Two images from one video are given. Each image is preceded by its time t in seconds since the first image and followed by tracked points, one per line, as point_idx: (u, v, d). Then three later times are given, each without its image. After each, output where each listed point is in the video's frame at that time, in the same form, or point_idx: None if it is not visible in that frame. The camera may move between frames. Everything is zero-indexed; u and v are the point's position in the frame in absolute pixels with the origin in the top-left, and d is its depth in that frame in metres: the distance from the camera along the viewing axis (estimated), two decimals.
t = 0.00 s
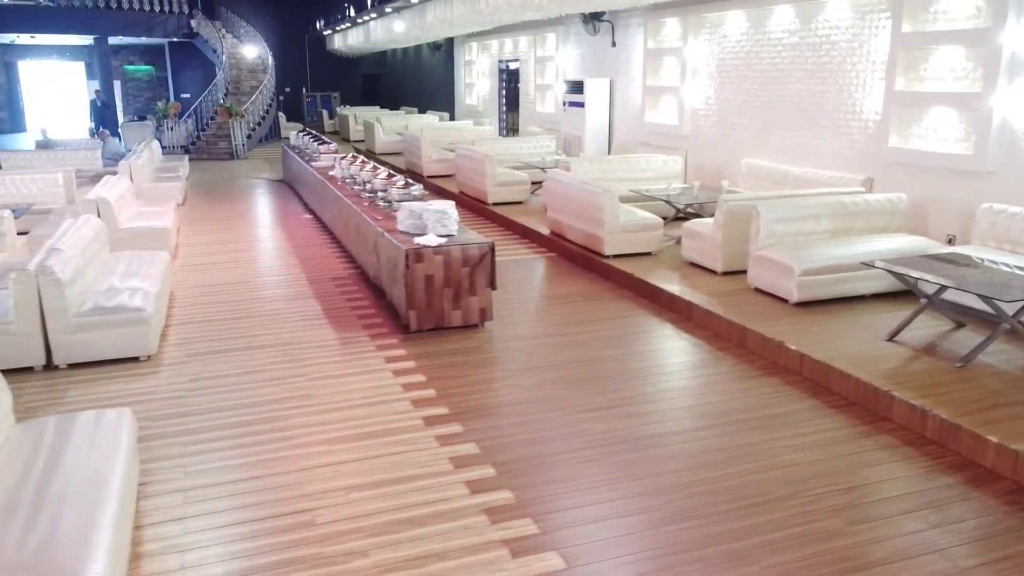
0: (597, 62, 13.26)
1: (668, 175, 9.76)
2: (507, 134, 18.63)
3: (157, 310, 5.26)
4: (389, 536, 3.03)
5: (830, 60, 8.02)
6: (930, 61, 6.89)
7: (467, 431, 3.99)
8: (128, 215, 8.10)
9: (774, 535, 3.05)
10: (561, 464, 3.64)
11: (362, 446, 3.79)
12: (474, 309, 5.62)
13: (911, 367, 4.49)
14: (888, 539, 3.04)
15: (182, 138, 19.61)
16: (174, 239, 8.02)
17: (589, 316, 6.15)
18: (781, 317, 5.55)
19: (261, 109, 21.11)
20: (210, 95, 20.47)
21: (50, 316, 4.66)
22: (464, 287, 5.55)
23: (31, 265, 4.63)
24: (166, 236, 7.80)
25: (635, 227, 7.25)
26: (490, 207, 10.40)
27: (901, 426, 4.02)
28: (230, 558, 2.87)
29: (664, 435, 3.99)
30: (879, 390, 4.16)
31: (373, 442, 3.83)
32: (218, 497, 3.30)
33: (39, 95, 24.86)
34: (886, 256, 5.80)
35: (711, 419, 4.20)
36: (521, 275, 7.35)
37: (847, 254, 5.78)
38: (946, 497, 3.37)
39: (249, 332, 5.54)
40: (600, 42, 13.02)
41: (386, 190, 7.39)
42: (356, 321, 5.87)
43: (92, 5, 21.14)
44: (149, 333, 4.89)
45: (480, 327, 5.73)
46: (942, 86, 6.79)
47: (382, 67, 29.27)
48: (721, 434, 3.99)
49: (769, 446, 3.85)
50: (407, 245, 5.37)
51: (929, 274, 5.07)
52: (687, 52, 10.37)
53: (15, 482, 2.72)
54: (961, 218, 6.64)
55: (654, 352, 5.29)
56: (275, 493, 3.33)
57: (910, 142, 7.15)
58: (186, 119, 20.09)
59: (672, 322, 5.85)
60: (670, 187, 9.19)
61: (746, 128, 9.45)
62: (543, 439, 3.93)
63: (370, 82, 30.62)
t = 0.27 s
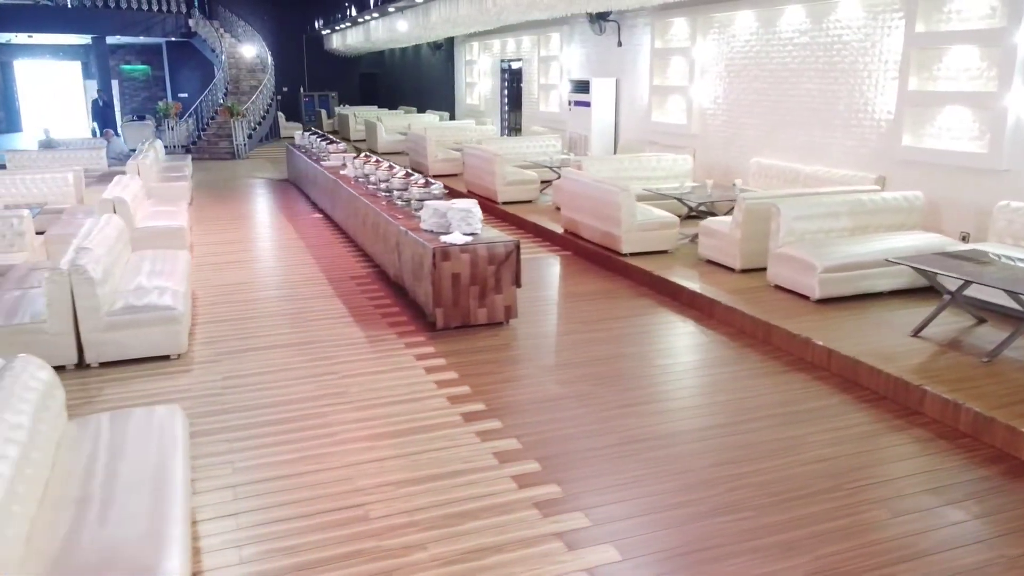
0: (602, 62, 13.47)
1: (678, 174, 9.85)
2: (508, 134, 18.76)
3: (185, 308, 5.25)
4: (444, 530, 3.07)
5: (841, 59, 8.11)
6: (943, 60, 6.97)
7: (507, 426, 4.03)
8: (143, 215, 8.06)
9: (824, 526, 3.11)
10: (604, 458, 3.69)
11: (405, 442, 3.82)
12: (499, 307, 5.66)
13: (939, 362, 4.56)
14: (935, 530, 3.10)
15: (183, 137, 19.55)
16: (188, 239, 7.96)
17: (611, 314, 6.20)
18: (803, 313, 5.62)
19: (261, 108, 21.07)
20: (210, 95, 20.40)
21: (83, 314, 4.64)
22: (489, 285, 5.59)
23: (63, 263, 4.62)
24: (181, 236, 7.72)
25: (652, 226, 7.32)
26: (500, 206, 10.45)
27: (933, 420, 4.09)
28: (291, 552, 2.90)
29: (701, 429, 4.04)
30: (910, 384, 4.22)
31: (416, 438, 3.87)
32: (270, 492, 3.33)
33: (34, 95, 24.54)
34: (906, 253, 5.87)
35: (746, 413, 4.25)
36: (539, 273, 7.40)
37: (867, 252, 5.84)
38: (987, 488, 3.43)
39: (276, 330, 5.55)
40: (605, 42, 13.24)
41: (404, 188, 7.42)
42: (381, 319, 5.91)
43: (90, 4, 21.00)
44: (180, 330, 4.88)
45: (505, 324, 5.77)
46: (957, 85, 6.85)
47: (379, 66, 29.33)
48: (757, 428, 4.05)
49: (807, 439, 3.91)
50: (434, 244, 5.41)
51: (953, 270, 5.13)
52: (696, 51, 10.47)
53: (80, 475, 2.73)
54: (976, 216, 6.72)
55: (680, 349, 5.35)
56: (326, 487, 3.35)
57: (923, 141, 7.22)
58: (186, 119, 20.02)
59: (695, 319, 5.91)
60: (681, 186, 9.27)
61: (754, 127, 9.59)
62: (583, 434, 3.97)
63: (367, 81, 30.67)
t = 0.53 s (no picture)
0: (598, 62, 13.70)
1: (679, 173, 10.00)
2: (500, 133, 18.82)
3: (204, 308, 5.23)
4: (491, 524, 3.10)
5: (842, 59, 8.29)
6: (945, 59, 7.10)
7: (538, 423, 4.07)
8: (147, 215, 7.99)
9: (861, 516, 3.17)
10: (638, 452, 3.73)
11: (440, 438, 3.85)
12: (516, 305, 5.70)
13: (955, 355, 4.65)
14: (971, 517, 3.17)
15: (172, 138, 19.41)
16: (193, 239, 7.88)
17: (625, 311, 6.26)
18: (816, 309, 5.71)
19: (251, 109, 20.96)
20: (200, 95, 20.26)
21: (105, 315, 4.61)
22: (507, 283, 5.62)
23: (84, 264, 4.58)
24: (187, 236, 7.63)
25: (660, 224, 7.43)
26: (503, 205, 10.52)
27: (954, 412, 4.17)
28: (343, 547, 2.92)
29: (729, 423, 4.11)
30: (930, 377, 4.31)
31: (451, 435, 3.89)
32: (312, 490, 3.34)
33: (16, 94, 24.04)
34: (913, 250, 5.99)
35: (770, 407, 4.32)
36: (549, 272, 7.46)
37: (877, 248, 5.95)
38: (1015, 477, 3.51)
39: (295, 330, 5.55)
40: (602, 43, 13.47)
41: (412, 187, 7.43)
42: (397, 318, 5.93)
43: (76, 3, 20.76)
44: (202, 330, 4.84)
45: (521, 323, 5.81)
46: (960, 84, 6.98)
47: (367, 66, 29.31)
48: (784, 422, 4.12)
49: (834, 432, 3.98)
50: (452, 242, 5.44)
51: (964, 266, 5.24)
52: (695, 51, 10.71)
53: (133, 474, 2.73)
54: (979, 213, 6.87)
55: (697, 345, 5.42)
56: (366, 485, 3.37)
57: (925, 139, 7.37)
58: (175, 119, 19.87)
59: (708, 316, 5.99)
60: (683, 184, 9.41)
61: (754, 126, 9.81)
62: (613, 429, 4.01)
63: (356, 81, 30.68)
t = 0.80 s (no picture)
0: (587, 63, 13.81)
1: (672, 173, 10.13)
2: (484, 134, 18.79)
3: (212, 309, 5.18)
4: (526, 519, 3.12)
5: (833, 60, 8.46)
6: (936, 60, 7.26)
7: (559, 420, 4.10)
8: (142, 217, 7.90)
9: (886, 507, 3.24)
10: (661, 447, 3.78)
11: (464, 436, 3.87)
12: (523, 304, 5.72)
13: (960, 349, 4.76)
14: (991, 505, 3.25)
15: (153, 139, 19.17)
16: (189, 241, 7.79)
17: (629, 308, 6.33)
18: (818, 305, 5.81)
19: (232, 111, 20.76)
20: (181, 95, 20.03)
21: (116, 317, 4.56)
22: (514, 282, 5.64)
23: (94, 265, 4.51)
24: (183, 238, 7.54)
25: (659, 223, 7.53)
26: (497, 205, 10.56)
27: (963, 404, 4.27)
28: (383, 544, 2.94)
29: (746, 417, 4.17)
30: (938, 371, 4.41)
31: (474, 433, 3.91)
32: (343, 489, 3.34)
33: None
34: (910, 247, 6.12)
35: (783, 401, 4.40)
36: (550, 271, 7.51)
37: (875, 245, 6.08)
38: None
39: (304, 331, 5.55)
40: (590, 43, 13.59)
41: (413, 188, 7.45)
42: (405, 318, 5.94)
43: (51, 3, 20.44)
44: (213, 332, 4.81)
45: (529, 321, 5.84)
46: (950, 84, 7.14)
47: (348, 67, 29.17)
48: (799, 415, 4.20)
49: (850, 425, 4.06)
50: (461, 241, 5.46)
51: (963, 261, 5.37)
52: (685, 52, 10.86)
53: (175, 475, 2.72)
54: (970, 211, 7.05)
55: (705, 342, 5.49)
56: (397, 483, 3.38)
57: (917, 139, 7.53)
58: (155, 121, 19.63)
59: (712, 314, 6.08)
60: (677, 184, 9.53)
61: (745, 126, 9.97)
62: (632, 425, 4.06)
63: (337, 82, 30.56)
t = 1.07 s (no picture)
0: (563, 65, 13.91)
1: (652, 174, 10.27)
2: (457, 137, 18.78)
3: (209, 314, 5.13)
4: (553, 516, 3.15)
5: (811, 62, 8.66)
6: (912, 63, 7.50)
7: (571, 418, 4.14)
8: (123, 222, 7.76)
9: (899, 496, 3.34)
10: (675, 443, 3.84)
11: (479, 436, 3.89)
12: (521, 306, 5.76)
13: (950, 343, 4.92)
14: (998, 491, 3.37)
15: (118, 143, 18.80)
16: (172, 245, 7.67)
17: (622, 308, 6.41)
18: (808, 302, 5.95)
19: (199, 113, 20.45)
20: (147, 98, 19.67)
21: (116, 322, 4.51)
22: (513, 284, 5.68)
23: (93, 270, 4.44)
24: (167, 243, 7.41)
25: (646, 224, 7.64)
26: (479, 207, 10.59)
27: (958, 395, 4.42)
28: (414, 544, 2.94)
29: (753, 411, 4.26)
30: (933, 364, 4.55)
31: (489, 432, 3.93)
32: (365, 491, 3.34)
33: None
34: (894, 245, 6.30)
35: (786, 396, 4.50)
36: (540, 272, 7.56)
37: (861, 243, 6.24)
38: None
39: (302, 335, 5.51)
40: (566, 46, 13.69)
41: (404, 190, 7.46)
42: (402, 320, 5.94)
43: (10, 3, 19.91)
44: (213, 337, 4.79)
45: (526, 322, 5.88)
46: (926, 86, 7.38)
47: (316, 69, 28.93)
48: (803, 409, 4.30)
49: (853, 418, 4.17)
50: (461, 244, 5.48)
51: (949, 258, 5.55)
52: (662, 55, 11.01)
53: (208, 477, 2.69)
54: (946, 209, 7.28)
55: (701, 340, 5.59)
56: (418, 484, 3.39)
57: (894, 139, 7.77)
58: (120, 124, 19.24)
59: (705, 312, 6.19)
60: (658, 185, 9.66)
61: (723, 128, 10.14)
62: (643, 421, 4.12)
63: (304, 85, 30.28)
